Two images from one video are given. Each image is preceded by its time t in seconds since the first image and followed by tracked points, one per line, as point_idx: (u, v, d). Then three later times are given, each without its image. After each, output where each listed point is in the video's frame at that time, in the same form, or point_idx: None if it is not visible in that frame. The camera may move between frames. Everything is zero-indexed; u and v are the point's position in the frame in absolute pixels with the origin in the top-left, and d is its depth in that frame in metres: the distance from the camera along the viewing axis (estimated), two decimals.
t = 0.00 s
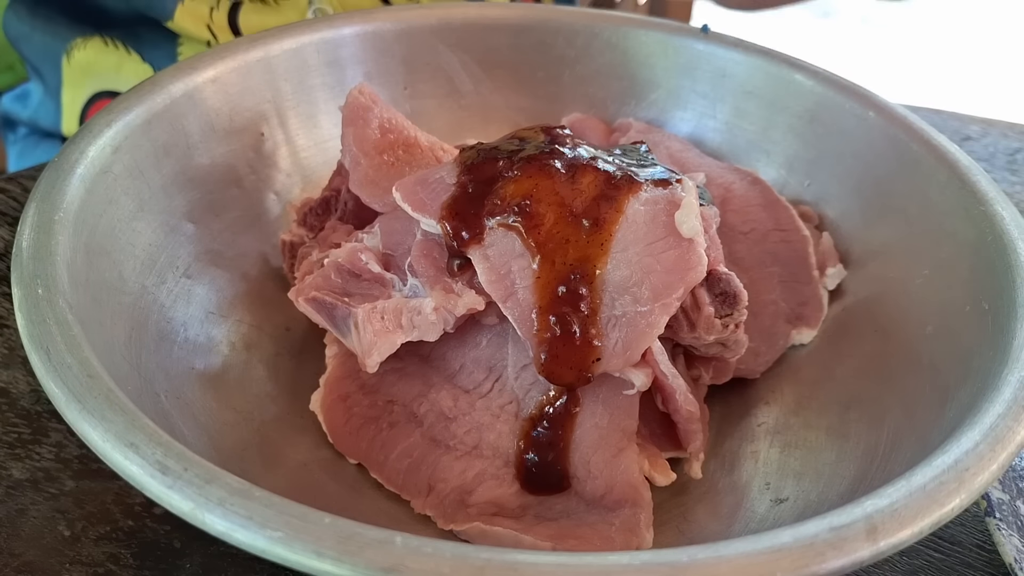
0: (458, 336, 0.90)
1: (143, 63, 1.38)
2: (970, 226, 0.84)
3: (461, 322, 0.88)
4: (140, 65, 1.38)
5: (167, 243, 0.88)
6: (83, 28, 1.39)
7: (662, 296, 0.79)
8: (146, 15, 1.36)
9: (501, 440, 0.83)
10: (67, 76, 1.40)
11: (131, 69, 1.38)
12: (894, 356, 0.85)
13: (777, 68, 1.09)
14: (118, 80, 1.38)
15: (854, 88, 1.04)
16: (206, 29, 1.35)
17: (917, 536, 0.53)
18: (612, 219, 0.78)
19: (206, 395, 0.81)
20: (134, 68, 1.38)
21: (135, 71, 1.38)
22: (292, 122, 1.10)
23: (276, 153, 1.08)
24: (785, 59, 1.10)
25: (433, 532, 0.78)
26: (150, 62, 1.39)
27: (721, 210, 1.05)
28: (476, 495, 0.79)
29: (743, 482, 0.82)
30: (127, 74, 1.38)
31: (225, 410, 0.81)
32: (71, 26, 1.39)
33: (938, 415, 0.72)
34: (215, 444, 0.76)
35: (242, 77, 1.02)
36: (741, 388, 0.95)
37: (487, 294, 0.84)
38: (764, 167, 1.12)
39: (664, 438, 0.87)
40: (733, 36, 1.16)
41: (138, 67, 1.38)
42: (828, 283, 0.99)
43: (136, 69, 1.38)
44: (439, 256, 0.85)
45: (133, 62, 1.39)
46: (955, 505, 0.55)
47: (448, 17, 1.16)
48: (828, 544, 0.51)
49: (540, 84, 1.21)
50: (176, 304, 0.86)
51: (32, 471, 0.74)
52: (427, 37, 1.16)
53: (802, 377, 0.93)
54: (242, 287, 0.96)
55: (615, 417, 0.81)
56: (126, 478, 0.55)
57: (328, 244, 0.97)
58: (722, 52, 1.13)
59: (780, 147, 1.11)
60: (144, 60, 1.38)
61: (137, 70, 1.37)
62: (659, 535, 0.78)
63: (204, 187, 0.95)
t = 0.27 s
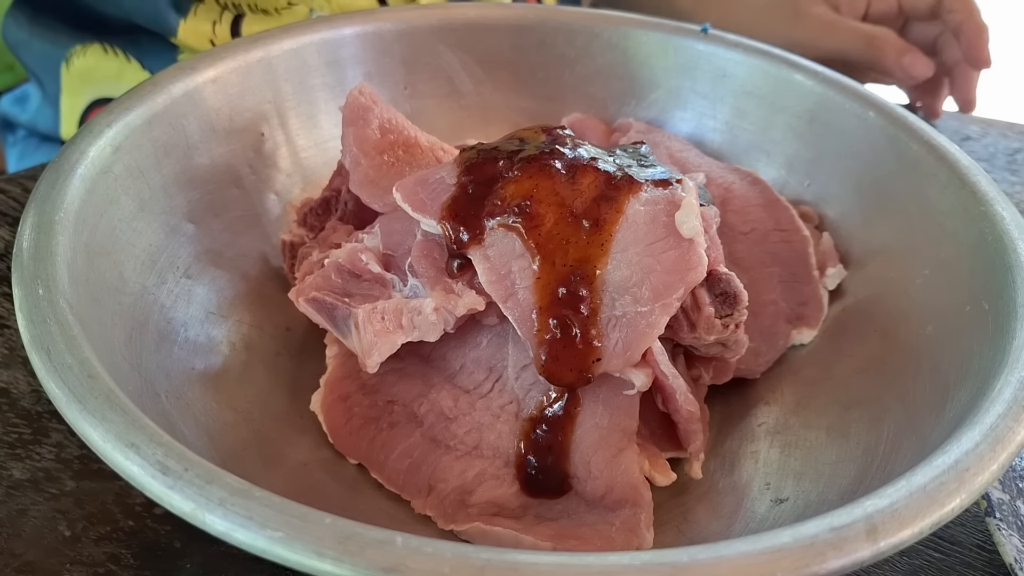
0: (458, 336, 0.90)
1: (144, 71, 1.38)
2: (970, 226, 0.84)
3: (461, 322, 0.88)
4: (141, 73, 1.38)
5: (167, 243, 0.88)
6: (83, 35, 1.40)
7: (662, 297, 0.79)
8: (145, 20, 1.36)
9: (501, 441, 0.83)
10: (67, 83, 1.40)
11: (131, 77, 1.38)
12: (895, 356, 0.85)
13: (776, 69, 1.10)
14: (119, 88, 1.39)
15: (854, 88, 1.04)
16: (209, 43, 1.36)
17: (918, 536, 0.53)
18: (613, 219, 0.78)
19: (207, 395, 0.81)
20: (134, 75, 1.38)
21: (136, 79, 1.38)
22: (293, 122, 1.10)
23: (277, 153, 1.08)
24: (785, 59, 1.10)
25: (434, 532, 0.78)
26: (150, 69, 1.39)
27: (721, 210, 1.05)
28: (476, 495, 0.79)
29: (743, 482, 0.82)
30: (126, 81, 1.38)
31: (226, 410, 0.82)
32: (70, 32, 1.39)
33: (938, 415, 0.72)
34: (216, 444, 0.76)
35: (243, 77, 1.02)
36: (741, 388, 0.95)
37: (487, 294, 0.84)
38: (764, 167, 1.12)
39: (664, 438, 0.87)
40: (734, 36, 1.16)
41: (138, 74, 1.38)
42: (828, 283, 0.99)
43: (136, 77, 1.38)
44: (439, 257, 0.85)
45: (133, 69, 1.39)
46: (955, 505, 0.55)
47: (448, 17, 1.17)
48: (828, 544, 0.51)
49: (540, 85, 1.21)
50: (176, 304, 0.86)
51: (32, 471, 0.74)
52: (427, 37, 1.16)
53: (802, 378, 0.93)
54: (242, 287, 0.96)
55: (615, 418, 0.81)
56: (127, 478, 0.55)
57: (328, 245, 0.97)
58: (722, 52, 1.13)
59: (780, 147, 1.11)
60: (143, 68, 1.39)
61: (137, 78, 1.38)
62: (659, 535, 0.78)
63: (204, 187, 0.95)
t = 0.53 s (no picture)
0: (458, 336, 0.90)
1: (141, 73, 1.37)
2: (970, 226, 0.84)
3: (461, 322, 0.88)
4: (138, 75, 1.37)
5: (167, 243, 0.88)
6: (82, 38, 1.40)
7: (662, 297, 0.79)
8: (144, 22, 1.36)
9: (501, 441, 0.83)
10: (67, 86, 1.40)
11: (128, 78, 1.37)
12: (895, 356, 0.85)
13: (776, 68, 1.10)
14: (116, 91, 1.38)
15: (855, 88, 1.04)
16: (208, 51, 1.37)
17: (918, 536, 0.53)
18: (613, 219, 0.78)
19: (207, 395, 0.81)
20: (131, 78, 1.37)
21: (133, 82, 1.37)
22: (293, 122, 1.09)
23: (277, 153, 1.08)
24: (785, 59, 1.10)
25: (434, 532, 0.78)
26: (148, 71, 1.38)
27: (721, 210, 1.05)
28: (476, 495, 0.79)
29: (744, 482, 0.82)
30: (124, 83, 1.37)
31: (226, 410, 0.81)
32: (69, 36, 1.39)
33: (938, 415, 0.72)
34: (216, 444, 0.76)
35: (242, 77, 1.02)
36: (741, 388, 0.95)
37: (487, 294, 0.84)
38: (764, 167, 1.12)
39: (664, 438, 0.87)
40: (734, 36, 1.16)
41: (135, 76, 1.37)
42: (828, 283, 0.99)
43: (133, 79, 1.37)
44: (439, 256, 0.85)
45: (131, 71, 1.38)
46: (956, 505, 0.55)
47: (448, 17, 1.17)
48: (829, 544, 0.51)
49: (540, 84, 1.21)
50: (175, 304, 0.86)
51: (32, 471, 0.74)
52: (426, 37, 1.16)
53: (802, 378, 0.93)
54: (242, 287, 0.96)
55: (615, 418, 0.81)
56: (127, 478, 0.55)
57: (328, 244, 0.97)
58: (722, 52, 1.13)
59: (780, 147, 1.11)
60: (140, 69, 1.38)
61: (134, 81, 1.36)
62: (659, 535, 0.78)
63: (204, 187, 0.95)
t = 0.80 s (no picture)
0: (458, 336, 0.90)
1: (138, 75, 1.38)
2: (970, 226, 0.84)
3: (461, 322, 0.88)
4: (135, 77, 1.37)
5: (166, 243, 0.88)
6: (79, 39, 1.40)
7: (662, 296, 0.79)
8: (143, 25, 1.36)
9: (501, 440, 0.83)
10: (64, 87, 1.40)
11: (125, 80, 1.37)
12: (894, 356, 0.85)
13: (776, 68, 1.10)
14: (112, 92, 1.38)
15: (854, 88, 1.04)
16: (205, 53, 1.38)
17: (917, 536, 0.53)
18: (612, 219, 0.78)
19: (206, 395, 0.81)
20: (129, 80, 1.37)
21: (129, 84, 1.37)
22: (292, 122, 1.10)
23: (276, 153, 1.08)
24: (784, 59, 1.10)
25: (433, 531, 0.78)
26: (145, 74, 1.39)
27: (720, 210, 1.05)
28: (475, 495, 0.79)
29: (743, 482, 0.82)
30: (121, 85, 1.37)
31: (225, 410, 0.81)
32: (67, 36, 1.39)
33: (938, 415, 0.72)
34: (215, 444, 0.76)
35: (242, 77, 1.02)
36: (741, 388, 0.95)
37: (486, 294, 0.84)
38: (764, 167, 1.12)
39: (664, 438, 0.87)
40: (733, 36, 1.16)
41: (132, 78, 1.37)
42: (828, 282, 0.99)
43: (130, 81, 1.37)
44: (439, 256, 0.85)
45: (128, 74, 1.38)
46: (955, 505, 0.55)
47: (448, 17, 1.17)
48: (827, 544, 0.51)
49: (540, 84, 1.21)
50: (175, 304, 0.86)
51: (32, 471, 0.74)
52: (426, 37, 1.16)
53: (802, 377, 0.93)
54: (242, 287, 0.96)
55: (615, 417, 0.81)
56: (126, 478, 0.55)
57: (328, 244, 0.97)
58: (722, 52, 1.13)
59: (779, 147, 1.11)
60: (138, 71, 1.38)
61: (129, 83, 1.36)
62: (658, 535, 0.78)
63: (204, 187, 0.95)
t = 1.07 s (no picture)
0: (458, 336, 0.90)
1: (137, 75, 1.39)
2: (971, 226, 0.84)
3: (461, 322, 0.88)
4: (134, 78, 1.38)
5: (166, 243, 0.88)
6: (77, 40, 1.40)
7: (662, 296, 0.78)
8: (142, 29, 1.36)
9: (501, 441, 0.83)
10: (61, 88, 1.40)
11: (124, 82, 1.38)
12: (895, 356, 0.85)
13: (776, 68, 1.10)
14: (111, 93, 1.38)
15: (855, 87, 1.04)
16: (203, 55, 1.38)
17: (918, 536, 0.53)
18: (612, 219, 0.78)
19: (206, 395, 0.81)
20: (128, 81, 1.38)
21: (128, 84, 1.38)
22: (292, 121, 1.09)
23: (276, 152, 1.08)
24: (785, 59, 1.10)
25: (434, 532, 0.77)
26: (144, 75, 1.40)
27: (721, 210, 1.05)
28: (476, 495, 0.79)
29: (744, 482, 0.82)
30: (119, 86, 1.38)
31: (225, 410, 0.81)
32: (66, 37, 1.39)
33: (939, 415, 0.72)
34: (215, 444, 0.75)
35: (242, 77, 1.02)
36: (741, 388, 0.95)
37: (486, 294, 0.84)
38: (764, 167, 1.12)
39: (664, 438, 0.87)
40: (734, 35, 1.16)
41: (131, 79, 1.38)
42: (828, 282, 0.99)
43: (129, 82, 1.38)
44: (439, 256, 0.85)
45: (127, 75, 1.39)
46: (956, 505, 0.55)
47: (448, 17, 1.16)
48: (829, 544, 0.50)
49: (540, 84, 1.21)
50: (175, 304, 0.86)
51: (31, 471, 0.74)
52: (426, 37, 1.16)
53: (802, 377, 0.93)
54: (241, 287, 0.96)
55: (615, 418, 0.81)
56: (126, 478, 0.55)
57: (328, 244, 0.97)
58: (722, 52, 1.13)
59: (780, 147, 1.11)
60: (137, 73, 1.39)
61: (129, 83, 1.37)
62: (659, 535, 0.78)
63: (203, 187, 0.95)
